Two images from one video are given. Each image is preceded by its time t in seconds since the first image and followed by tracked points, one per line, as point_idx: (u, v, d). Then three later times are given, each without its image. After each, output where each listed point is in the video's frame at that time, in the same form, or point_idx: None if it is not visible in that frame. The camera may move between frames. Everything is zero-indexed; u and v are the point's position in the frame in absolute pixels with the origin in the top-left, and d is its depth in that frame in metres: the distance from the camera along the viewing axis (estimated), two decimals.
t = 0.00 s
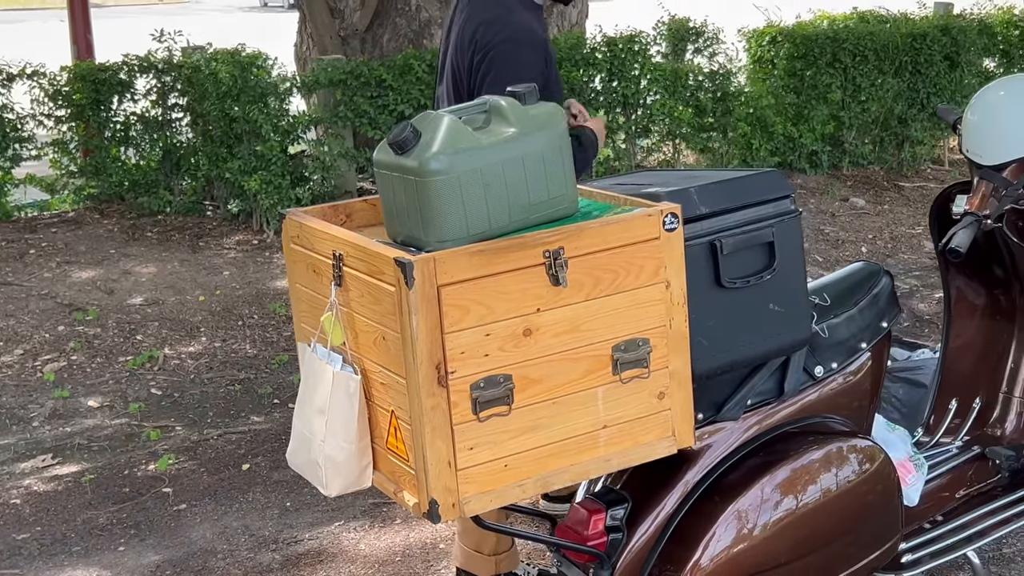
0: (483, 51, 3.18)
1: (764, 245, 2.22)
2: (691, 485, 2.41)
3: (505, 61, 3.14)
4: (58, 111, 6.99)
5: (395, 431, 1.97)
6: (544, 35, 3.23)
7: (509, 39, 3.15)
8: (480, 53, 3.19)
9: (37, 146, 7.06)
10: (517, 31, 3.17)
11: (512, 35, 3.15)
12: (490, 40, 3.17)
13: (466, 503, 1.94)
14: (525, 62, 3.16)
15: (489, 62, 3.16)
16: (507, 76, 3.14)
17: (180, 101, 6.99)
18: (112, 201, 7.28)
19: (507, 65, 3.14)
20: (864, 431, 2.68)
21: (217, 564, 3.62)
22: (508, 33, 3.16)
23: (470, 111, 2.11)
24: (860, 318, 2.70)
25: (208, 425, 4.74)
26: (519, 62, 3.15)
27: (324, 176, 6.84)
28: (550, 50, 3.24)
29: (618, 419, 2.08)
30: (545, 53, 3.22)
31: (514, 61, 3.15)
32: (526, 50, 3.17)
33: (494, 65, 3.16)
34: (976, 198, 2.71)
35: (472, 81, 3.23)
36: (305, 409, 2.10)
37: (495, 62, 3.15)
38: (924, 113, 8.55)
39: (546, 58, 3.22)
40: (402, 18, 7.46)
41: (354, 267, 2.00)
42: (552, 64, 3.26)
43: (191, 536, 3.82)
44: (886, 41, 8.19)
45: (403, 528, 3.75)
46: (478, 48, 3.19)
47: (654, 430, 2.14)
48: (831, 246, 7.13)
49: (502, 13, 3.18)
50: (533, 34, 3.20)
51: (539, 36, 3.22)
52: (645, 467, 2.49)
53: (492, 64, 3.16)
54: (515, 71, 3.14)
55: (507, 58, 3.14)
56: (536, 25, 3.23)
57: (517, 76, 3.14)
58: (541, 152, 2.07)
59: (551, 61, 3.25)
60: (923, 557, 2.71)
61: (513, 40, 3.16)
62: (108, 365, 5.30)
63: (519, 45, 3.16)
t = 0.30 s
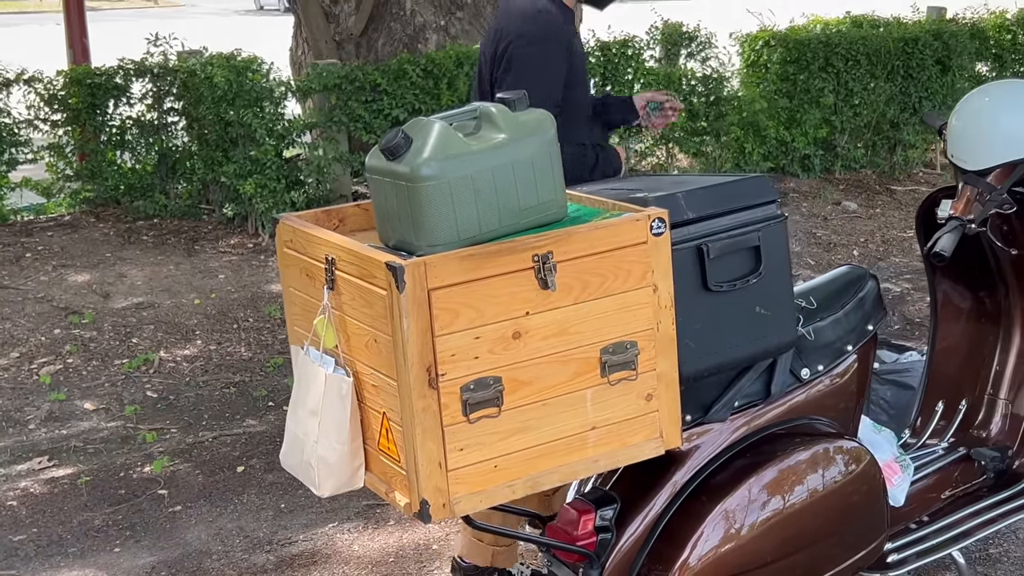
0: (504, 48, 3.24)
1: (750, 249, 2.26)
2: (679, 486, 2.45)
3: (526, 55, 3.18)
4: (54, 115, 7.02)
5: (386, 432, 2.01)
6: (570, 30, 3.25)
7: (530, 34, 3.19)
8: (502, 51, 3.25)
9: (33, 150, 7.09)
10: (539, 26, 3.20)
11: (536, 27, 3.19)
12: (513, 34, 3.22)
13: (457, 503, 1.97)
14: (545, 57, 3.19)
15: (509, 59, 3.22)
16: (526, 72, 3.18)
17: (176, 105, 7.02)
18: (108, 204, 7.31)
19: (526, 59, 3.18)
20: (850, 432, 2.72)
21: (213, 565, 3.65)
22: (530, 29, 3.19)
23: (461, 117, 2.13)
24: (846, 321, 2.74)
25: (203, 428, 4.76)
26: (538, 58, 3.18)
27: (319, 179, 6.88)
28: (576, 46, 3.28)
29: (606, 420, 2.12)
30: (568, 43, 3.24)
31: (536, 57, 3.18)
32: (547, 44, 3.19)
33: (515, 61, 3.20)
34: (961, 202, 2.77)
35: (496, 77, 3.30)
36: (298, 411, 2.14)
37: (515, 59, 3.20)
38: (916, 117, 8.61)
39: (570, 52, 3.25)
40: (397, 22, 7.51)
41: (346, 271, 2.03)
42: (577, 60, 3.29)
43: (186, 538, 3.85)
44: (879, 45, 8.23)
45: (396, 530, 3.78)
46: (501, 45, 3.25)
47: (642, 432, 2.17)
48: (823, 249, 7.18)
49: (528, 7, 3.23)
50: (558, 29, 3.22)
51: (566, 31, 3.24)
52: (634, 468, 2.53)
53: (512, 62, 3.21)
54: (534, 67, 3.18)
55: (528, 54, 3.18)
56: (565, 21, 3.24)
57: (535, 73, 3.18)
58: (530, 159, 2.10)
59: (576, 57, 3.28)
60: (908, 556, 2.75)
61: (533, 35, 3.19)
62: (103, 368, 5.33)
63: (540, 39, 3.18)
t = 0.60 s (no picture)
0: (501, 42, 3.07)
1: (744, 251, 2.28)
2: (674, 486, 2.49)
3: (520, 46, 2.98)
4: (53, 116, 7.04)
5: (384, 432, 2.03)
6: (574, 25, 3.06)
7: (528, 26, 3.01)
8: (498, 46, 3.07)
9: (32, 151, 7.12)
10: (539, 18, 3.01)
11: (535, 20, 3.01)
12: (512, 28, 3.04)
13: (453, 503, 2.00)
14: (541, 51, 2.98)
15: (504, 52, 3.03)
16: (521, 64, 2.98)
17: (175, 106, 7.04)
18: (107, 206, 7.33)
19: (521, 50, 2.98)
20: (843, 433, 2.75)
21: (211, 565, 3.67)
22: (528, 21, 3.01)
23: (458, 121, 2.16)
24: (839, 322, 2.77)
25: (202, 428, 4.79)
26: (532, 48, 2.97)
27: (318, 181, 6.90)
28: (582, 42, 3.08)
29: (601, 421, 2.14)
30: (569, 36, 3.04)
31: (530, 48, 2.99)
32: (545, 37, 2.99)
33: (511, 54, 3.00)
34: (953, 206, 2.79)
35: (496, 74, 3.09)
36: (296, 411, 2.16)
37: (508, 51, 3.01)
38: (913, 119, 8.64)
39: (571, 48, 3.05)
40: (395, 24, 7.54)
41: (344, 273, 2.06)
42: (580, 56, 3.09)
43: (185, 538, 3.87)
44: (875, 48, 8.26)
45: (394, 529, 3.80)
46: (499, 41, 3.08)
47: (637, 432, 2.20)
48: (820, 251, 7.21)
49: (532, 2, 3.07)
50: (561, 23, 3.03)
51: (570, 26, 3.05)
52: (630, 468, 2.55)
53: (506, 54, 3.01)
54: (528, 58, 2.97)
55: (522, 44, 2.98)
56: (570, 16, 3.06)
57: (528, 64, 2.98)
58: (526, 162, 2.13)
59: (579, 53, 3.08)
60: (901, 556, 2.77)
61: (532, 27, 3.00)
62: (103, 368, 5.35)
63: (536, 31, 2.99)
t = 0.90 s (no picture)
0: (497, 49, 3.10)
1: (740, 252, 2.29)
2: (670, 485, 2.50)
3: (517, 52, 3.02)
4: (54, 115, 7.05)
5: (381, 431, 2.05)
6: (573, 31, 3.09)
7: (526, 32, 3.05)
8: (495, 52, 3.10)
9: (33, 150, 7.12)
10: (536, 24, 3.05)
11: (532, 25, 3.05)
12: (511, 35, 3.07)
13: (449, 501, 2.02)
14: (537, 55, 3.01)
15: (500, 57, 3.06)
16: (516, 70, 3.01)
17: (176, 106, 7.06)
18: (108, 205, 7.34)
19: (517, 55, 3.02)
20: (839, 432, 2.76)
21: (211, 563, 3.68)
22: (526, 28, 3.05)
23: (455, 122, 2.17)
24: (835, 323, 2.77)
25: (202, 426, 4.80)
26: (527, 53, 3.01)
27: (318, 180, 6.93)
28: (580, 48, 3.10)
29: (597, 420, 2.16)
30: (566, 42, 3.07)
31: (526, 53, 3.02)
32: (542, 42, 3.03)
33: (507, 60, 3.03)
34: (950, 205, 2.82)
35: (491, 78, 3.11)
36: (294, 411, 2.17)
37: (504, 56, 3.04)
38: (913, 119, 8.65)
39: (569, 53, 3.08)
40: (396, 24, 7.56)
41: (342, 273, 2.07)
42: (580, 61, 3.12)
43: (185, 535, 3.89)
44: (875, 48, 8.27)
45: (392, 528, 3.82)
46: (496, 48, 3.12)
47: (632, 431, 2.21)
48: (819, 250, 7.22)
49: (530, 9, 3.11)
50: (559, 29, 3.06)
51: (568, 31, 3.08)
52: (626, 467, 2.56)
53: (503, 59, 3.05)
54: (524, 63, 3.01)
55: (519, 50, 3.02)
56: (568, 22, 3.09)
57: (523, 68, 3.01)
58: (523, 162, 2.14)
59: (579, 58, 3.11)
60: (897, 554, 2.78)
61: (529, 32, 3.04)
62: (104, 367, 5.37)
63: (532, 36, 3.03)
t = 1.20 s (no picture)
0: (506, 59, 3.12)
1: (732, 250, 2.29)
2: (663, 483, 2.50)
3: (525, 63, 3.05)
4: (55, 112, 7.06)
5: (370, 429, 2.04)
6: (579, 33, 3.10)
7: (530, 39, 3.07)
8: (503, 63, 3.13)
9: (34, 146, 7.14)
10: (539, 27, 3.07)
11: (537, 35, 3.07)
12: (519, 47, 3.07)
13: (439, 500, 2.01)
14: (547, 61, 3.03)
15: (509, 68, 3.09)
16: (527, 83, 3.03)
17: (176, 102, 7.05)
18: (108, 201, 7.34)
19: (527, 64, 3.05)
20: (832, 431, 2.75)
21: (205, 560, 3.68)
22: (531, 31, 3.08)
23: (447, 120, 2.17)
24: (829, 321, 2.77)
25: (200, 423, 4.80)
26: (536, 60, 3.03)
27: (318, 177, 6.93)
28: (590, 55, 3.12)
29: (588, 419, 2.15)
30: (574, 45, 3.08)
31: (536, 64, 3.04)
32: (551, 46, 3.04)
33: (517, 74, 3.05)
34: (944, 205, 2.78)
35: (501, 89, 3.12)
36: (284, 409, 2.17)
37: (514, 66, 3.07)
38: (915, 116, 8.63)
39: (578, 58, 3.09)
40: (397, 20, 7.54)
41: (332, 271, 2.06)
42: (588, 69, 3.12)
43: (180, 533, 3.88)
44: (877, 45, 8.26)
45: (388, 526, 3.81)
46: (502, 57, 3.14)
47: (623, 430, 2.21)
48: (820, 248, 7.21)
49: (535, 17, 3.10)
50: (566, 36, 3.06)
51: (575, 38, 3.08)
52: (619, 466, 2.55)
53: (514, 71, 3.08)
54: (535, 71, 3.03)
55: (528, 61, 3.05)
56: (572, 25, 3.09)
57: (535, 77, 3.04)
58: (513, 161, 2.13)
59: (587, 67, 3.11)
60: (891, 553, 2.77)
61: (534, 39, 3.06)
62: (102, 363, 5.37)
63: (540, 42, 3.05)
